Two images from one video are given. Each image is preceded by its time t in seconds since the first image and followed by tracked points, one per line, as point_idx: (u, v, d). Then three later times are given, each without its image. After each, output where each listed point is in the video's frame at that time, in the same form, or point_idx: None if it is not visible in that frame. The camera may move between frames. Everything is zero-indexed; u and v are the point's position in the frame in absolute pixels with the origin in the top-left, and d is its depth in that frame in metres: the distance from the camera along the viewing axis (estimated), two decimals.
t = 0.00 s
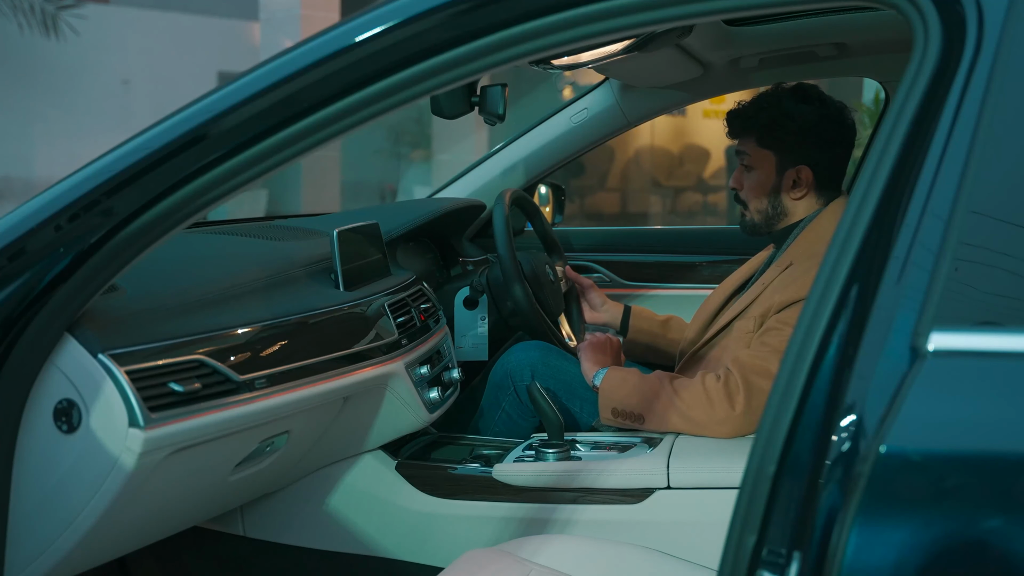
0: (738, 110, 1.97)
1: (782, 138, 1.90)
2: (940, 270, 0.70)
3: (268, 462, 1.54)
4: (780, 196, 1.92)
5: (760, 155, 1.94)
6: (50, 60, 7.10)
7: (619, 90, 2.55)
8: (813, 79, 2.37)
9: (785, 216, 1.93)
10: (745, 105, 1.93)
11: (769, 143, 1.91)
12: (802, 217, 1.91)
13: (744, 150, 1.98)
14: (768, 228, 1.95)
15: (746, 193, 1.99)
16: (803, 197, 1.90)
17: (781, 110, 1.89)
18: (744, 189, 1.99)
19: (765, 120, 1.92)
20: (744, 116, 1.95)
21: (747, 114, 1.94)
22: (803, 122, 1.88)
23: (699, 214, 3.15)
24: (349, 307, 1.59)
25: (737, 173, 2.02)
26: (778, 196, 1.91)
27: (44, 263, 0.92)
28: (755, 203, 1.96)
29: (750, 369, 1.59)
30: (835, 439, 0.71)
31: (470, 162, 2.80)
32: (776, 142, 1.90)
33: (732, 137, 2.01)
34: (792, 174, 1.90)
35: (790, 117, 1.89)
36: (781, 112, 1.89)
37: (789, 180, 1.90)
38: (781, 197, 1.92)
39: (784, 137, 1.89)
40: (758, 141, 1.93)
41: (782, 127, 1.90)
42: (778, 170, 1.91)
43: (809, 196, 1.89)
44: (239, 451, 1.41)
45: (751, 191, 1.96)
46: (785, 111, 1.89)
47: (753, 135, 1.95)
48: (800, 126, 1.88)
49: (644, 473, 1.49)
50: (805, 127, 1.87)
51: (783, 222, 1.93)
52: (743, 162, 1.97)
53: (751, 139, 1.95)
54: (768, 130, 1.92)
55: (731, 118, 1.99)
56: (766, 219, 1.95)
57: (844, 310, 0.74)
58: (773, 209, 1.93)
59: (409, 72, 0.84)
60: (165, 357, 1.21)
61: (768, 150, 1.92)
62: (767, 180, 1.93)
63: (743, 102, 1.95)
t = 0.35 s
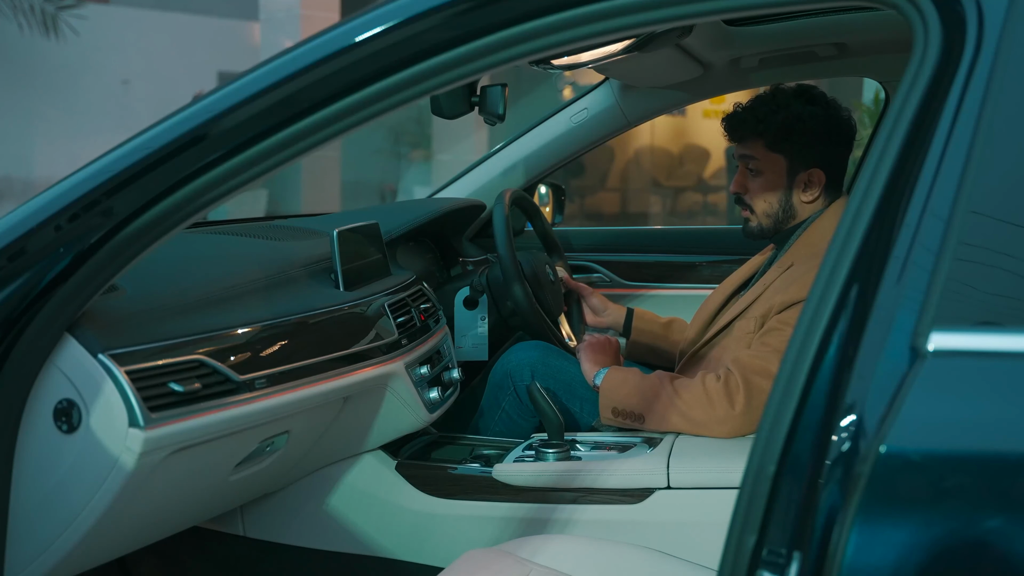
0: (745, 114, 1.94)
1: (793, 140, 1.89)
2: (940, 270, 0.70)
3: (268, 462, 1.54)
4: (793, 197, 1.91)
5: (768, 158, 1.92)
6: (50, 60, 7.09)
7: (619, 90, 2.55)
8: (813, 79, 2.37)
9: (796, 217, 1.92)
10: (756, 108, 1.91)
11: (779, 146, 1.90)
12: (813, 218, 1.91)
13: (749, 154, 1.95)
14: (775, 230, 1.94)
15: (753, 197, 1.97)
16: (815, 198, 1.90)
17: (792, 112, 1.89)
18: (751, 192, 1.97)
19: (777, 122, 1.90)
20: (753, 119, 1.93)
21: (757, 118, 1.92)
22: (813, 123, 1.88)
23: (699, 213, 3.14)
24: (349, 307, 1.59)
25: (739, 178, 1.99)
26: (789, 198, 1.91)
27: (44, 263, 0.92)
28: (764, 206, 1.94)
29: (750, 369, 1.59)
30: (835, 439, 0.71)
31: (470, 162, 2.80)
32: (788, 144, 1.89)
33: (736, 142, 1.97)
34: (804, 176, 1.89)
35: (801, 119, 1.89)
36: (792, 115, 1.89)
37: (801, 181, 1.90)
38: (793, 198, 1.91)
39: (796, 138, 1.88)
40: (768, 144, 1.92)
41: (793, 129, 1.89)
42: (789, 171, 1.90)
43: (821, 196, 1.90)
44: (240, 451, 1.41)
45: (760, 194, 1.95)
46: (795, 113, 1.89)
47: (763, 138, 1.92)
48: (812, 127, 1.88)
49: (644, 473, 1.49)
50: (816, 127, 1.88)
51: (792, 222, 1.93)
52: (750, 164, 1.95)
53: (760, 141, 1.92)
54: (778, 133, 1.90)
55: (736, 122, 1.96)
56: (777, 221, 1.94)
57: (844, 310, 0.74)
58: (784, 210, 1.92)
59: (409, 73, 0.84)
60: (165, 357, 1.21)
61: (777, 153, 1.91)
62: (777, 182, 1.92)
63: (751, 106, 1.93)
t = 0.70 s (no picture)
0: (722, 121, 2.00)
1: (763, 145, 1.91)
2: (940, 270, 0.70)
3: (268, 462, 1.54)
4: (766, 201, 1.92)
5: (745, 163, 1.96)
6: (50, 60, 7.11)
7: (619, 90, 2.55)
8: (813, 79, 2.37)
9: (775, 220, 1.92)
10: (724, 116, 1.96)
11: (751, 151, 1.93)
12: (791, 220, 1.90)
13: (731, 159, 2.01)
14: (760, 233, 1.96)
15: (736, 200, 2.00)
16: (788, 202, 1.90)
17: (758, 118, 1.91)
18: (735, 196, 2.01)
19: (745, 130, 1.94)
20: (726, 126, 1.98)
21: (728, 125, 1.97)
22: (782, 128, 1.88)
23: (699, 213, 3.13)
24: (349, 307, 1.59)
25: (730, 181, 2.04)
26: (764, 202, 1.92)
27: (44, 263, 0.92)
28: (744, 209, 1.97)
29: (750, 369, 1.59)
30: (835, 439, 0.71)
31: (470, 162, 2.80)
32: (757, 149, 1.92)
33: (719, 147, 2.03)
34: (775, 180, 1.90)
35: (768, 125, 1.90)
36: (760, 120, 1.91)
37: (772, 185, 1.91)
38: (767, 202, 1.92)
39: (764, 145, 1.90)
40: (741, 150, 1.96)
41: (762, 136, 1.91)
42: (761, 177, 1.92)
43: (794, 200, 1.89)
44: (240, 451, 1.41)
45: (740, 198, 1.98)
46: (763, 120, 1.91)
47: (736, 144, 1.97)
48: (778, 133, 1.88)
49: (644, 473, 1.49)
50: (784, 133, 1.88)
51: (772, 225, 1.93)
52: (730, 169, 2.00)
53: (734, 148, 1.97)
54: (748, 138, 1.94)
55: (717, 128, 2.02)
56: (758, 224, 1.96)
57: (844, 310, 0.74)
58: (761, 214, 1.94)
59: (410, 72, 0.84)
60: (165, 357, 1.21)
61: (750, 158, 1.94)
62: (753, 187, 1.94)
63: (724, 113, 1.98)
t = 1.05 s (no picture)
0: (718, 123, 2.00)
1: (761, 146, 1.91)
2: (939, 270, 0.70)
3: (268, 462, 1.54)
4: (766, 201, 1.92)
5: (743, 163, 1.96)
6: (50, 60, 7.11)
7: (619, 90, 2.55)
8: (813, 79, 2.37)
9: (776, 220, 1.92)
10: (721, 117, 1.96)
11: (750, 152, 1.94)
12: (792, 219, 1.90)
13: (729, 161, 2.00)
14: (762, 233, 1.95)
15: (736, 201, 2.00)
16: (789, 200, 1.89)
17: (755, 117, 1.91)
18: (734, 198, 2.00)
19: (743, 130, 1.94)
20: (723, 128, 1.98)
21: (725, 126, 1.97)
22: (779, 127, 1.89)
23: (699, 213, 3.13)
24: (349, 307, 1.59)
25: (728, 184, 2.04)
26: (764, 202, 1.92)
27: (44, 264, 0.92)
28: (744, 210, 1.97)
29: (750, 369, 1.59)
30: (835, 439, 0.71)
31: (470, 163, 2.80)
32: (756, 149, 1.92)
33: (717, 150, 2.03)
34: (775, 179, 1.90)
35: (766, 124, 1.90)
36: (756, 120, 1.91)
37: (772, 185, 1.91)
38: (767, 201, 1.92)
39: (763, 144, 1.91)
40: (739, 150, 1.96)
41: (760, 135, 1.91)
42: (761, 176, 1.92)
43: (795, 198, 1.89)
44: (240, 451, 1.41)
45: (739, 199, 1.97)
46: (761, 118, 1.91)
47: (734, 145, 1.97)
48: (776, 131, 1.89)
49: (644, 473, 1.49)
50: (783, 132, 1.88)
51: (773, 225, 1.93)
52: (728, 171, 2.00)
53: (733, 149, 1.97)
54: (746, 139, 1.94)
55: (714, 131, 2.02)
56: (759, 224, 1.95)
57: (844, 310, 0.74)
58: (761, 214, 1.93)
59: (410, 72, 0.84)
60: (165, 357, 1.21)
61: (749, 158, 1.94)
62: (753, 187, 1.94)
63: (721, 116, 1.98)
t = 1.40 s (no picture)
0: (719, 121, 2.00)
1: (763, 145, 1.91)
2: (940, 270, 0.70)
3: (268, 462, 1.54)
4: (767, 201, 1.92)
5: (744, 162, 1.95)
6: (50, 60, 7.11)
7: (619, 90, 2.55)
8: (814, 79, 2.37)
9: (776, 220, 1.92)
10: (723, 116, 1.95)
11: (751, 150, 1.93)
12: (792, 220, 1.90)
13: (729, 160, 2.00)
14: (762, 232, 1.95)
15: (736, 200, 2.00)
16: (789, 200, 1.90)
17: (758, 117, 1.91)
18: (735, 197, 2.00)
19: (745, 129, 1.93)
20: (724, 126, 1.98)
21: (726, 124, 1.97)
22: (782, 126, 1.88)
23: (699, 214, 3.12)
24: (349, 307, 1.59)
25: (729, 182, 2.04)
26: (765, 202, 1.92)
27: (43, 264, 0.92)
28: (744, 209, 1.97)
29: (750, 369, 1.59)
30: (835, 439, 0.71)
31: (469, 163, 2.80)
32: (758, 148, 1.92)
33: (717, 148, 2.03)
34: (776, 178, 1.90)
35: (768, 123, 1.90)
36: (758, 119, 1.91)
37: (773, 184, 1.91)
38: (768, 200, 1.92)
39: (764, 143, 1.90)
40: (741, 149, 1.96)
41: (762, 135, 1.91)
42: (762, 176, 1.92)
43: (795, 198, 1.89)
44: (240, 451, 1.41)
45: (740, 198, 1.97)
46: (763, 118, 1.90)
47: (736, 144, 1.97)
48: (778, 131, 1.88)
49: (644, 473, 1.49)
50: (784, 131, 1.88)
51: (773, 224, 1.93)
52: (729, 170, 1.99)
53: (734, 148, 1.97)
54: (748, 138, 1.94)
55: (715, 129, 2.02)
56: (759, 224, 1.95)
57: (844, 310, 0.74)
58: (762, 214, 1.93)
59: (410, 72, 0.84)
60: (165, 357, 1.21)
61: (750, 157, 1.94)
62: (753, 186, 1.94)
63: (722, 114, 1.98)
